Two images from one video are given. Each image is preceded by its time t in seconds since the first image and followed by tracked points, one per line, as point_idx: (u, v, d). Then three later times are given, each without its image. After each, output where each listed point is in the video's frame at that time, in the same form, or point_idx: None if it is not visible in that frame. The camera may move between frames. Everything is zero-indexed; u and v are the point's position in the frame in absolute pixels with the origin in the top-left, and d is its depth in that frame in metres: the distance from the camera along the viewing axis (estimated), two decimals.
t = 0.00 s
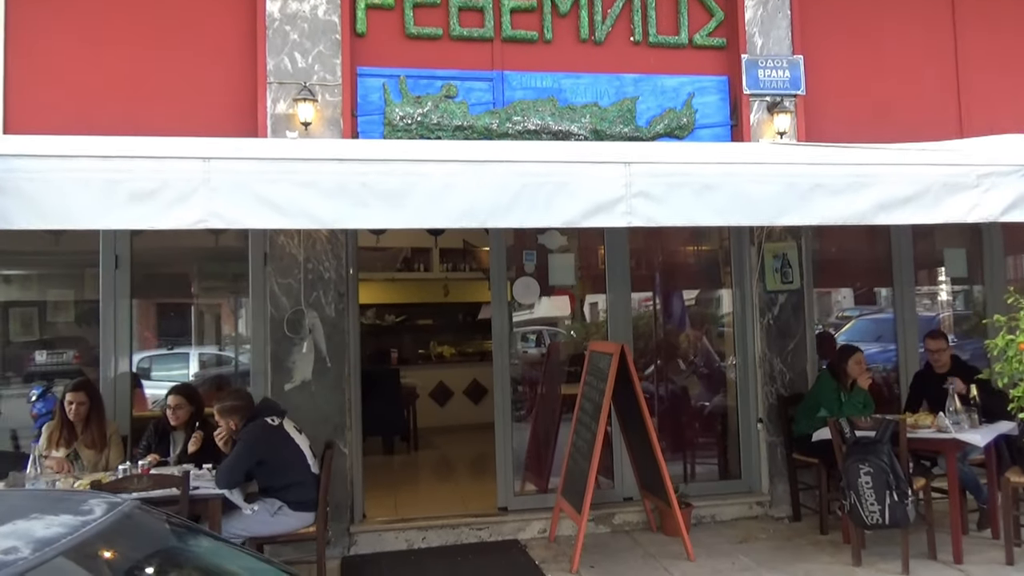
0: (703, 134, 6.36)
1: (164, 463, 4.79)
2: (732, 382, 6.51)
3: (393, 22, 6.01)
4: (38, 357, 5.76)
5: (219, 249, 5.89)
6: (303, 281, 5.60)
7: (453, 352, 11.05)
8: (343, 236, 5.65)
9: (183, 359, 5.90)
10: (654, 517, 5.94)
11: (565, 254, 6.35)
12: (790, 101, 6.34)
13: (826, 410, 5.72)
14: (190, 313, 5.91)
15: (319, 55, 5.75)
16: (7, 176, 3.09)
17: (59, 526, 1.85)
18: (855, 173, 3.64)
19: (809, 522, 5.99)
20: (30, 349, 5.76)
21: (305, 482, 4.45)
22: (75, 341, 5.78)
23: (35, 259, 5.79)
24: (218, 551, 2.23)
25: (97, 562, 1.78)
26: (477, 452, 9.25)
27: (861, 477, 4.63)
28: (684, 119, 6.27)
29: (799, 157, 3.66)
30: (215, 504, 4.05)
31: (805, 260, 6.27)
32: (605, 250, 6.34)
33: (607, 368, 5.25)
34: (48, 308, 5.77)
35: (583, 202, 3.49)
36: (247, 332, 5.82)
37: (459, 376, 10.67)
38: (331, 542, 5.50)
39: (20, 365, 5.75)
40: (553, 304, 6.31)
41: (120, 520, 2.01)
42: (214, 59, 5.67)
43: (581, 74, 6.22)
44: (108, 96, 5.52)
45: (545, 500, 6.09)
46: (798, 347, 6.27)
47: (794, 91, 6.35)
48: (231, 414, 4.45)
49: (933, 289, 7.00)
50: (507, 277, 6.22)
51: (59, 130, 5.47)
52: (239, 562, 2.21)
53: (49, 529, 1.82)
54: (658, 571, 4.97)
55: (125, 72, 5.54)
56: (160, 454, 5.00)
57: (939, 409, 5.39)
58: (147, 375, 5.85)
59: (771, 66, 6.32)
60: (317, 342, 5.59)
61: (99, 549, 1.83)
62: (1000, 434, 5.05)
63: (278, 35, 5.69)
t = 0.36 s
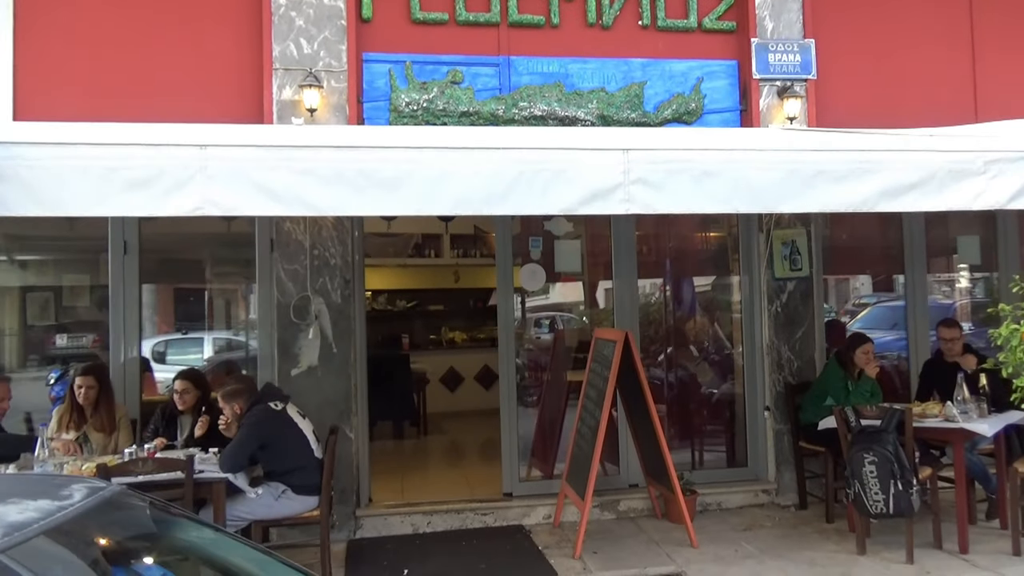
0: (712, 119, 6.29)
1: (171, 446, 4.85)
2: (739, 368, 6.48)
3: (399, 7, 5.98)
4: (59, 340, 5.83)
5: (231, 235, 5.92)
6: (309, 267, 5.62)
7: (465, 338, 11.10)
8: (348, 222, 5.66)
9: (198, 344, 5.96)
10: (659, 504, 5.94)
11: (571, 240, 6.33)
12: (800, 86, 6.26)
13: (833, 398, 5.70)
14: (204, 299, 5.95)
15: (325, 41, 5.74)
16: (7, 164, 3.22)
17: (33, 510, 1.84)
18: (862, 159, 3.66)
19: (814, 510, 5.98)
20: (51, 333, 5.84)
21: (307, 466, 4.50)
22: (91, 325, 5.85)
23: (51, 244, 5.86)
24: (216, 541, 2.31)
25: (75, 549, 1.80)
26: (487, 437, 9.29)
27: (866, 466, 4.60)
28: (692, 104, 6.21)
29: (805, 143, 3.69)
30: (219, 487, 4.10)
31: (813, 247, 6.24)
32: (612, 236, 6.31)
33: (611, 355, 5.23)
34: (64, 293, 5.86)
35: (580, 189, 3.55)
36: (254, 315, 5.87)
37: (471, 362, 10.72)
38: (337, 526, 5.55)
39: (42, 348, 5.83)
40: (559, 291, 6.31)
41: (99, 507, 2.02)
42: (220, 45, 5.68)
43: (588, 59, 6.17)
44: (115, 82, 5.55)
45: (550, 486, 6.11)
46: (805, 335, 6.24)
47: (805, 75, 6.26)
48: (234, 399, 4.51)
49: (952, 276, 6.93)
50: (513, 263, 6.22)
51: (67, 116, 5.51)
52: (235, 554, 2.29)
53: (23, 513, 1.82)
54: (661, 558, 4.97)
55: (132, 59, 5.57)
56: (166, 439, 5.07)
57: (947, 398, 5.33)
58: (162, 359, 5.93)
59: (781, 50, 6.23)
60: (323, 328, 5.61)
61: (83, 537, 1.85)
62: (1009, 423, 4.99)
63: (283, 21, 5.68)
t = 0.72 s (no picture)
0: (726, 107, 6.22)
1: (184, 429, 4.94)
2: (752, 358, 6.44)
3: None
4: (84, 325, 5.96)
5: (249, 221, 5.98)
6: (321, 253, 5.67)
7: (481, 325, 11.16)
8: (360, 209, 5.70)
9: (217, 329, 6.03)
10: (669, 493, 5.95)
11: (583, 228, 6.31)
12: (817, 73, 6.17)
13: (845, 388, 5.64)
14: (223, 284, 6.02)
15: (338, 28, 5.75)
16: (21, 151, 3.45)
17: (25, 489, 1.87)
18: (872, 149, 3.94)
19: (825, 501, 5.95)
20: (75, 317, 5.96)
21: (316, 451, 4.57)
22: (114, 309, 5.96)
23: (74, 229, 5.97)
24: (226, 529, 2.36)
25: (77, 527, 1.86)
26: (500, 424, 9.34)
27: (874, 457, 4.57)
28: (707, 92, 6.15)
29: (819, 132, 3.94)
30: (230, 470, 4.17)
31: (828, 237, 6.13)
32: (624, 225, 6.28)
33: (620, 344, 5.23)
34: (86, 277, 5.97)
35: (588, 175, 3.81)
36: (268, 302, 5.94)
37: (486, 349, 10.77)
38: (348, 510, 5.63)
39: (68, 332, 5.96)
40: (571, 279, 6.29)
41: (94, 486, 2.05)
42: (234, 32, 5.72)
43: (602, 45, 6.13)
44: (131, 70, 5.62)
45: (560, 473, 6.14)
46: (818, 326, 6.19)
47: (821, 62, 6.17)
48: (245, 384, 4.59)
49: (977, 267, 6.85)
50: (524, 250, 6.22)
51: (84, 104, 5.59)
52: (245, 542, 2.35)
53: (15, 493, 1.84)
54: (667, 545, 4.99)
55: (147, 46, 5.63)
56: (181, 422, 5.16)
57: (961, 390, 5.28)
58: (183, 344, 6.02)
59: (798, 36, 6.14)
60: (335, 315, 5.67)
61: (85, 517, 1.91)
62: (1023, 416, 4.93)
63: (297, 8, 5.69)
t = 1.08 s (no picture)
0: (752, 93, 6.14)
1: (211, 414, 5.04)
2: (777, 347, 6.37)
3: None
4: (118, 312, 6.08)
5: (277, 209, 6.05)
6: (344, 242, 5.72)
7: (506, 314, 11.20)
8: (383, 197, 5.73)
9: (246, 316, 6.12)
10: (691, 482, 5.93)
11: (606, 216, 6.28)
12: (845, 58, 6.05)
13: (871, 378, 5.56)
14: (251, 272, 6.12)
15: (360, 17, 5.76)
16: (48, 142, 3.53)
17: (41, 469, 1.90)
18: (889, 135, 3.93)
19: (850, 492, 5.90)
20: (110, 304, 6.09)
21: (339, 437, 4.63)
22: (146, 297, 6.08)
23: (106, 218, 6.09)
24: (252, 515, 2.40)
25: (94, 506, 1.92)
26: (524, 412, 9.37)
27: (899, 448, 4.51)
28: (732, 78, 6.07)
29: (834, 119, 3.92)
30: (254, 454, 4.24)
31: (856, 225, 6.09)
32: (647, 213, 6.24)
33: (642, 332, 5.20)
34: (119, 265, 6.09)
35: (603, 164, 3.85)
36: (293, 290, 6.01)
37: (511, 337, 10.80)
38: (371, 495, 5.72)
39: (104, 319, 6.10)
40: (594, 268, 6.27)
41: (110, 467, 2.08)
42: (259, 22, 5.77)
43: (625, 32, 6.07)
44: (159, 60, 5.70)
45: (581, 461, 6.16)
46: (846, 314, 6.13)
47: (850, 46, 6.05)
48: (271, 366, 4.67)
49: (1015, 256, 6.69)
50: (546, 239, 6.21)
51: (113, 94, 5.69)
52: (271, 528, 2.39)
53: (31, 473, 1.88)
54: (688, 534, 4.98)
55: (174, 36, 5.70)
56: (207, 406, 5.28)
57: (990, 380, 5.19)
58: (214, 330, 6.13)
59: (826, 20, 6.03)
60: (358, 303, 5.72)
61: (105, 498, 1.97)
62: None
63: None
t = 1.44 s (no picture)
0: (774, 81, 6.06)
1: (233, 402, 5.12)
2: (798, 337, 6.32)
3: None
4: (147, 302, 6.20)
5: (299, 200, 6.11)
6: (364, 232, 5.76)
7: (528, 305, 11.22)
8: (403, 188, 5.77)
9: (271, 306, 6.20)
10: (710, 473, 5.91)
11: (625, 206, 6.25)
12: (870, 44, 5.95)
13: (894, 369, 5.51)
14: (274, 262, 6.18)
15: (380, 8, 5.77)
16: (71, 134, 3.59)
17: (56, 454, 1.92)
18: (910, 124, 3.87)
19: (872, 484, 5.85)
20: (138, 294, 6.20)
21: (358, 425, 4.70)
22: (174, 287, 6.17)
23: (133, 210, 6.19)
24: (271, 503, 2.46)
25: (111, 488, 1.96)
26: (545, 402, 9.39)
27: (921, 441, 4.45)
28: (753, 65, 6.00)
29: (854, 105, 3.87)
30: (274, 442, 4.30)
31: (880, 214, 6.01)
32: (667, 202, 6.20)
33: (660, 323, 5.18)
34: (147, 255, 6.20)
35: (618, 154, 3.84)
36: (314, 280, 6.07)
37: (532, 327, 10.82)
38: (390, 483, 5.77)
39: (133, 309, 6.21)
40: (614, 257, 6.25)
41: (125, 453, 2.10)
42: (279, 14, 5.81)
43: (645, 20, 6.02)
44: (182, 53, 5.77)
45: (600, 451, 6.17)
46: (869, 305, 6.04)
47: (875, 32, 5.94)
48: (293, 352, 4.73)
49: None
50: (565, 230, 6.20)
51: (137, 87, 5.77)
52: (291, 516, 2.44)
53: (47, 456, 1.90)
54: (706, 525, 4.97)
55: (197, 29, 5.77)
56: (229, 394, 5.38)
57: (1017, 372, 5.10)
58: (238, 320, 6.22)
59: (851, 5, 5.92)
60: (378, 293, 5.77)
61: (128, 484, 2.02)
62: None
63: None
